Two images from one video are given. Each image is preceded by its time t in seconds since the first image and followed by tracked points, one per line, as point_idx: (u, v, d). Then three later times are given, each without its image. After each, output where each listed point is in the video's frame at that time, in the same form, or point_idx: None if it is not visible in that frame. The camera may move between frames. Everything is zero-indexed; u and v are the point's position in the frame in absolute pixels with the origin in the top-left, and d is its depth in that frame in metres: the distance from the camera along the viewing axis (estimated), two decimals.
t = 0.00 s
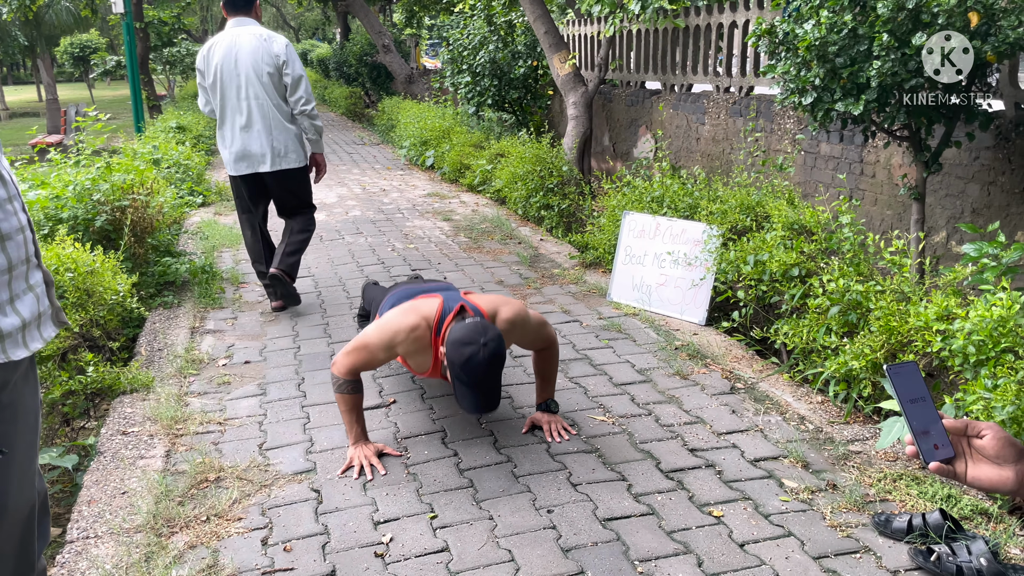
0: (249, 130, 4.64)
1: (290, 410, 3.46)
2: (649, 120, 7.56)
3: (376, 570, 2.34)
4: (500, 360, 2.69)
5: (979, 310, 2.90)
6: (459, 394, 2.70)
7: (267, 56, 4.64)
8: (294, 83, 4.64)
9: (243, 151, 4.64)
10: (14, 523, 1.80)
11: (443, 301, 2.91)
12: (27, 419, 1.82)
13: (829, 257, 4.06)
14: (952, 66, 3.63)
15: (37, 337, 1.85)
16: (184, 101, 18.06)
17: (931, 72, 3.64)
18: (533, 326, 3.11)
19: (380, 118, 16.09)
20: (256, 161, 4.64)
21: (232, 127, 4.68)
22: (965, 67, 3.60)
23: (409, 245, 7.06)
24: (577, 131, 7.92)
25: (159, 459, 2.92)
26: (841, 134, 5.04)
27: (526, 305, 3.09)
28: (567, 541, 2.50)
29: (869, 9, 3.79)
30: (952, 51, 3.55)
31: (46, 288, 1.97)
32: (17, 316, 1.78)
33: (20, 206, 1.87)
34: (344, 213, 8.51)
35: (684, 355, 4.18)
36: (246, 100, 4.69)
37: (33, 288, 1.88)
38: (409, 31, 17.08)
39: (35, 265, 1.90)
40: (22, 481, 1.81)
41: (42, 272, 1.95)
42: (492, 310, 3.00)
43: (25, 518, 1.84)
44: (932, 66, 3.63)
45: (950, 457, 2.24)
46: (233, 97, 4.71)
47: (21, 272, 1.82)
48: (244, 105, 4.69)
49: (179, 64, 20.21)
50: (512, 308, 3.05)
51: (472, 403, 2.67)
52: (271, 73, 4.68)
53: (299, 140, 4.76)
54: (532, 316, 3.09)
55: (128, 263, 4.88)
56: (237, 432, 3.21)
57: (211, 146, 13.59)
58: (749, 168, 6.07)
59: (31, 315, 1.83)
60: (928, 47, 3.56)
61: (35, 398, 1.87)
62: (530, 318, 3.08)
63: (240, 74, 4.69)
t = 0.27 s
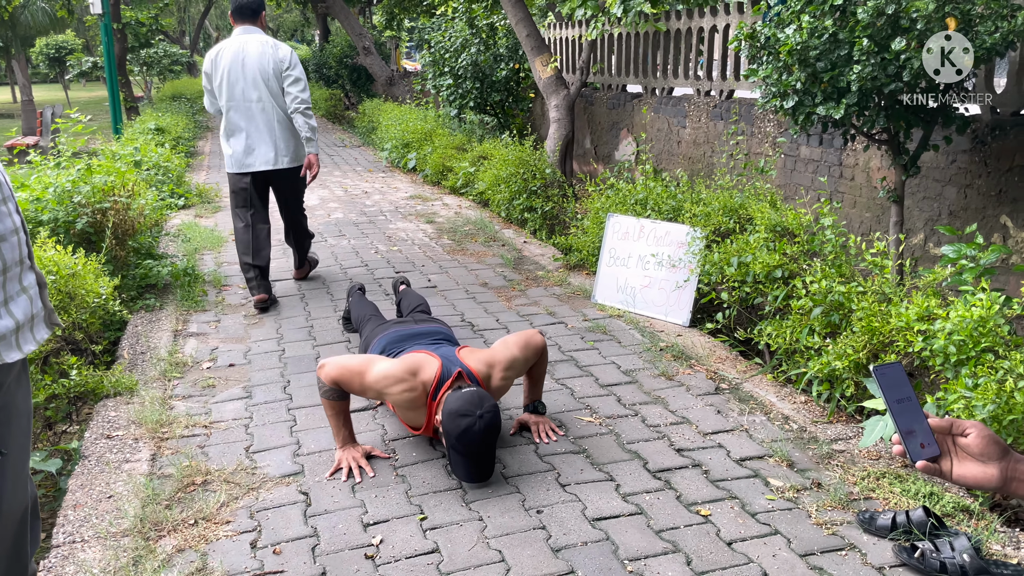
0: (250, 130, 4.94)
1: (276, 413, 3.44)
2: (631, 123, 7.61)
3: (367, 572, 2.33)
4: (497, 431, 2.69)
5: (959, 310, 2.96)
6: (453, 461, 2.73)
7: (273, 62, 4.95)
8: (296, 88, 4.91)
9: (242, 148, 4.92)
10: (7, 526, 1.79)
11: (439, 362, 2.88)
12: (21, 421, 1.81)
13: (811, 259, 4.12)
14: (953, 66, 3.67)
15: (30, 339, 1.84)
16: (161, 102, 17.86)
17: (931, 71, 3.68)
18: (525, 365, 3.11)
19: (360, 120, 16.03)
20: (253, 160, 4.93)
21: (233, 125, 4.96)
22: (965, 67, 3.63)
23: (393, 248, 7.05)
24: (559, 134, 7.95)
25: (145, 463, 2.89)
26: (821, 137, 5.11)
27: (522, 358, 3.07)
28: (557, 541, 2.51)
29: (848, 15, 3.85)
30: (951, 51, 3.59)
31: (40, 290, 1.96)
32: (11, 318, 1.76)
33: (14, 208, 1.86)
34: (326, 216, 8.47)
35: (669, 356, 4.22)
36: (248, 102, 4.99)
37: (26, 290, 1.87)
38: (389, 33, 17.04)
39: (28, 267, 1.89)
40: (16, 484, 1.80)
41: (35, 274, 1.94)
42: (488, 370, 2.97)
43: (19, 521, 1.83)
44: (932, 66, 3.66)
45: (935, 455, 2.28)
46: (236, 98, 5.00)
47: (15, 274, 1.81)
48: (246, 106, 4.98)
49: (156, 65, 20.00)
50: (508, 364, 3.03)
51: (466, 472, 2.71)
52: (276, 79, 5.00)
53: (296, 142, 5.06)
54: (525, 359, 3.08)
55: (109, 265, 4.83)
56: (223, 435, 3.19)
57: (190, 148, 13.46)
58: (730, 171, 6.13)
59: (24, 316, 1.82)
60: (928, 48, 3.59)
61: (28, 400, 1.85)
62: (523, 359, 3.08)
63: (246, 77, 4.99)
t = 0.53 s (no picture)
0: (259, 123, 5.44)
1: (264, 416, 3.42)
2: (617, 127, 7.64)
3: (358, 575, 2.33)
4: (481, 342, 2.69)
5: (943, 313, 3.00)
6: (437, 377, 2.69)
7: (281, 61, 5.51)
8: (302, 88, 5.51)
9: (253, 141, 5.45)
10: None
11: (419, 288, 2.94)
12: (14, 426, 1.80)
13: (797, 262, 4.16)
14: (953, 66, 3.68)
15: (24, 343, 1.82)
16: (145, 104, 17.72)
17: (931, 71, 3.69)
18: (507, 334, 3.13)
19: (346, 123, 15.99)
20: (262, 152, 5.44)
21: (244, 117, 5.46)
22: (966, 67, 3.65)
23: (380, 250, 7.04)
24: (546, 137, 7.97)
25: (133, 466, 2.87)
26: (806, 142, 5.16)
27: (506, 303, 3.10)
28: (547, 543, 2.52)
29: (833, 21, 3.89)
30: (952, 50, 3.60)
31: (32, 294, 1.94)
32: (6, 321, 1.75)
33: (8, 212, 1.85)
34: (313, 218, 8.45)
35: (656, 358, 4.24)
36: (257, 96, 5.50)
37: (20, 294, 1.85)
38: (375, 36, 17.01)
39: (22, 271, 1.88)
40: (8, 489, 1.79)
41: (28, 278, 1.93)
42: (470, 297, 3.02)
43: (10, 526, 1.82)
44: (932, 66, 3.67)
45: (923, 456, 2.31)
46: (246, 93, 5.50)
47: (9, 276, 1.79)
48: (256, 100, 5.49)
49: (140, 66, 19.84)
50: (489, 295, 3.08)
51: (451, 385, 2.65)
52: (284, 76, 5.55)
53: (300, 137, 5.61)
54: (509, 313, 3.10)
55: (95, 268, 4.79)
56: (211, 438, 3.17)
57: (174, 150, 13.36)
58: (716, 175, 6.18)
59: (18, 320, 1.80)
60: (928, 47, 3.61)
61: (21, 405, 1.84)
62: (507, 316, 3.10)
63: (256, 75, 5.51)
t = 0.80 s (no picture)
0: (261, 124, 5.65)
1: (258, 418, 3.41)
2: (608, 130, 7.67)
3: None
4: (473, 347, 2.70)
5: (933, 316, 3.03)
6: (430, 382, 2.70)
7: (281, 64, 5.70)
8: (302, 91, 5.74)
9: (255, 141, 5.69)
10: None
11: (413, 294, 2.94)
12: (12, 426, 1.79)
13: (788, 265, 4.19)
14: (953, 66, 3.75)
15: (22, 344, 1.81)
16: (134, 105, 17.62)
17: (931, 71, 3.76)
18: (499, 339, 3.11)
19: (337, 125, 15.96)
20: (264, 152, 5.68)
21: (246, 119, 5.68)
22: (966, 67, 3.73)
23: (371, 253, 7.03)
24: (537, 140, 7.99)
25: (126, 468, 2.86)
26: (796, 145, 5.20)
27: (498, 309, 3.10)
28: (542, 544, 2.53)
29: (824, 26, 3.92)
30: (952, 51, 3.68)
31: (30, 295, 1.93)
32: (5, 322, 1.74)
33: (6, 212, 1.85)
34: (304, 220, 8.43)
35: (649, 360, 4.26)
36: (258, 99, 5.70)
37: (18, 295, 1.85)
38: (365, 38, 17.00)
39: (20, 271, 1.88)
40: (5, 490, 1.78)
41: (26, 278, 1.92)
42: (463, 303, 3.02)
43: (7, 527, 1.81)
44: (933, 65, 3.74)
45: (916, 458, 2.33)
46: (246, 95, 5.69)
47: (8, 277, 1.79)
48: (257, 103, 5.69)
49: (129, 67, 19.74)
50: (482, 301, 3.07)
51: (444, 390, 2.66)
52: (284, 81, 5.74)
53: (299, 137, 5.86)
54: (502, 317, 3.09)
55: (86, 269, 4.77)
56: (204, 440, 3.16)
57: (163, 152, 13.30)
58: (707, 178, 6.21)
59: (17, 321, 1.79)
60: (929, 48, 3.68)
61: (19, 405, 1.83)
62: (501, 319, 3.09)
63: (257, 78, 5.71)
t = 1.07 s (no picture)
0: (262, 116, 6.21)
1: (258, 418, 3.41)
2: (607, 131, 7.68)
3: None
4: (478, 434, 2.70)
5: (933, 316, 3.04)
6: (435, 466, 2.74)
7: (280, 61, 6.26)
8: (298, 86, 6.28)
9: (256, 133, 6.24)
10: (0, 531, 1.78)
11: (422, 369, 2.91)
12: (18, 425, 1.80)
13: (787, 266, 4.21)
14: (954, 66, 3.76)
15: (27, 342, 1.82)
16: (133, 106, 17.61)
17: (931, 72, 3.76)
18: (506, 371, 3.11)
19: (335, 126, 15.96)
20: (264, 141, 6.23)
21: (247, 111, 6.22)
22: (965, 67, 3.74)
23: (370, 254, 7.03)
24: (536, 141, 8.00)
25: (127, 468, 2.86)
26: (794, 147, 5.22)
27: (501, 365, 3.07)
28: (543, 544, 2.53)
29: (824, 28, 3.93)
30: (952, 51, 3.68)
31: (34, 295, 1.94)
32: (9, 321, 1.75)
33: (11, 212, 1.85)
34: (303, 221, 8.42)
35: (648, 361, 4.27)
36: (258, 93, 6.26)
37: (22, 294, 1.86)
38: (363, 40, 17.00)
39: (24, 270, 1.88)
40: (9, 488, 1.78)
41: (30, 277, 1.93)
42: (468, 378, 2.99)
43: (12, 526, 1.82)
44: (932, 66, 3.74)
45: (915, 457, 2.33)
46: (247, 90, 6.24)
47: (12, 277, 1.79)
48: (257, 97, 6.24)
49: (127, 68, 19.73)
50: (488, 371, 3.04)
51: (448, 477, 2.71)
52: (281, 75, 6.31)
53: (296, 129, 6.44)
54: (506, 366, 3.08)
55: (85, 269, 4.77)
56: (205, 440, 3.16)
57: (162, 153, 13.29)
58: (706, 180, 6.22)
59: (21, 319, 1.80)
60: (929, 47, 3.68)
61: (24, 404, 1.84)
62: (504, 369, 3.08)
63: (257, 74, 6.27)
